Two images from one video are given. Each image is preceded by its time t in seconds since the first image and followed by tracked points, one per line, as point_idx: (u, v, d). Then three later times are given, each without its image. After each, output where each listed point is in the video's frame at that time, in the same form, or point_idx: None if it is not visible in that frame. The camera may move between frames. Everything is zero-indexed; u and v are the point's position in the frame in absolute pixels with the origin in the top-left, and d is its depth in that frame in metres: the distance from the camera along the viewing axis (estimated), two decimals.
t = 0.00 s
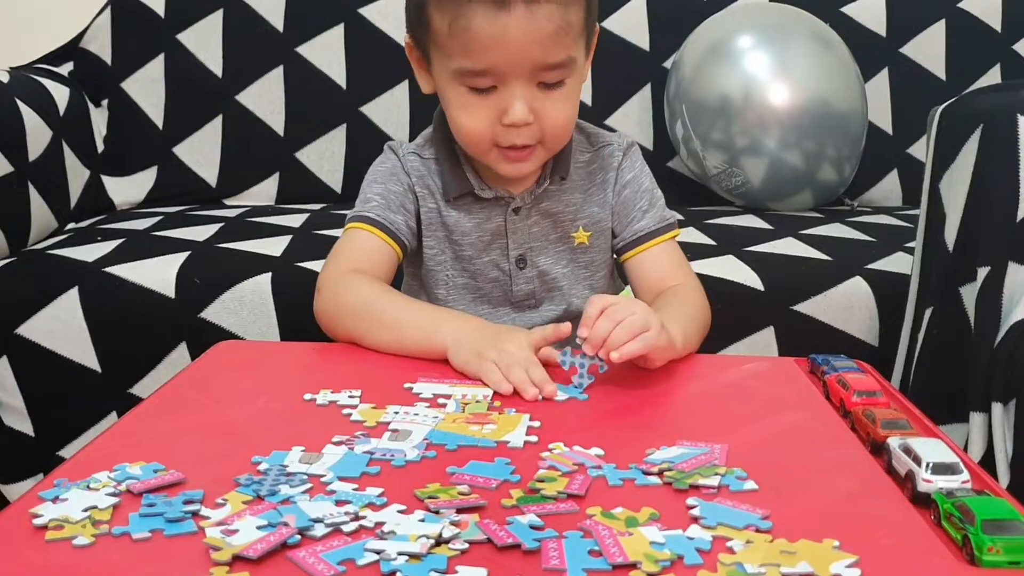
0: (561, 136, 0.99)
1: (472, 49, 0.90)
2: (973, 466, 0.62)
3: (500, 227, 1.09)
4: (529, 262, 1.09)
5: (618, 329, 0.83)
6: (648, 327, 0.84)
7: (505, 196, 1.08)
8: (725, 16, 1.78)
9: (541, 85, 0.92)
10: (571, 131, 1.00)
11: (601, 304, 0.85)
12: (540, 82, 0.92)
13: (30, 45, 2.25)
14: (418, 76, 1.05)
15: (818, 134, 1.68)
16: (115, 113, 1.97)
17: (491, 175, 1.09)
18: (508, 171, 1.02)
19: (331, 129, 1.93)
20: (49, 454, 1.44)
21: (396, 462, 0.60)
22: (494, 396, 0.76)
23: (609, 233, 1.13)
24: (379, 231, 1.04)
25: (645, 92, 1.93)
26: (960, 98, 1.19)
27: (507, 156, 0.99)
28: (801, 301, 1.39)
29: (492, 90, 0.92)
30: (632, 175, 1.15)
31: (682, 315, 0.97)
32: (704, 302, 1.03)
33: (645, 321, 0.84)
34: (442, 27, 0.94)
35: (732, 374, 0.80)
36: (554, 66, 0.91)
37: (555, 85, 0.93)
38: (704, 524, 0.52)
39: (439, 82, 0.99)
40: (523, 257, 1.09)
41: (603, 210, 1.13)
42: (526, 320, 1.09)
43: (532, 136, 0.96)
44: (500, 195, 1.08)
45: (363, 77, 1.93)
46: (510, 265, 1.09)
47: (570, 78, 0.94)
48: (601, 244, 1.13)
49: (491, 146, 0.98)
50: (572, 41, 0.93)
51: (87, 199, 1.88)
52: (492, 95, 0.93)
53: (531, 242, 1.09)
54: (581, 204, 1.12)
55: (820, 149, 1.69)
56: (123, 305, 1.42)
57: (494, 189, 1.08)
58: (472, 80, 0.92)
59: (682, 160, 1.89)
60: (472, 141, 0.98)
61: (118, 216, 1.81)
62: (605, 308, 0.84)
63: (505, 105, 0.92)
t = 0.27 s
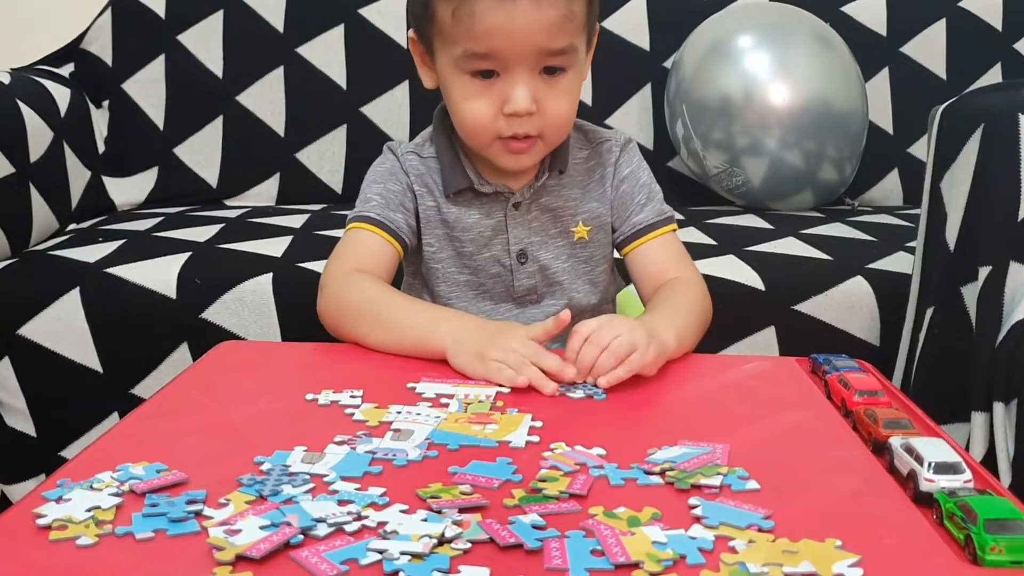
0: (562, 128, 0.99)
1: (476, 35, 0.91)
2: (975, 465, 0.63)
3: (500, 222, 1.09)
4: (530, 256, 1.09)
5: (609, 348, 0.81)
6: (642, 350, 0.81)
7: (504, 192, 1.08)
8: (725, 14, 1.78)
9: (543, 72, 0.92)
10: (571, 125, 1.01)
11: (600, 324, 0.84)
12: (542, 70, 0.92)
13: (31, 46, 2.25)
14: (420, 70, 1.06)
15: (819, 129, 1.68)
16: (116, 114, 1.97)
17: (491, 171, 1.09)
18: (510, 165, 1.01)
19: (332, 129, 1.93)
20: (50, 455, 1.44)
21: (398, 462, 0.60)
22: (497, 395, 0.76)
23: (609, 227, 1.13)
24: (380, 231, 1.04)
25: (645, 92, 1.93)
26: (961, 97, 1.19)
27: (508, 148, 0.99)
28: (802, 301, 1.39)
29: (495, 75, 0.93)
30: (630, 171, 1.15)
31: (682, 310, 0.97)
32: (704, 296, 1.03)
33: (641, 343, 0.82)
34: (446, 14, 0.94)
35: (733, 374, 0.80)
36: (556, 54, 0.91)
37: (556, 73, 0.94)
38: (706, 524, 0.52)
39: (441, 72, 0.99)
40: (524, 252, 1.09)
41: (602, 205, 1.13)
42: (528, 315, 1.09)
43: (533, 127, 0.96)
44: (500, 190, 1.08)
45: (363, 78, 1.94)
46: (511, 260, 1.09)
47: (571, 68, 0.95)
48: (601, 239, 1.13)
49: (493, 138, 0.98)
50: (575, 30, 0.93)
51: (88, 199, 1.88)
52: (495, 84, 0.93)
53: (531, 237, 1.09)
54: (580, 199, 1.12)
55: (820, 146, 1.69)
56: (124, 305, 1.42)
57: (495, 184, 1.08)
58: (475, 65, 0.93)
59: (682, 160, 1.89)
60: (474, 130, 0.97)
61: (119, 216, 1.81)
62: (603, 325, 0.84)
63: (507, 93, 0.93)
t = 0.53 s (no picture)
0: (563, 126, 0.99)
1: (480, 29, 0.91)
2: (975, 464, 0.63)
3: (503, 220, 1.08)
4: (532, 255, 1.09)
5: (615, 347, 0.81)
6: (649, 355, 0.81)
7: (506, 191, 1.08)
8: (728, 12, 1.79)
9: (545, 68, 0.93)
10: (572, 123, 1.01)
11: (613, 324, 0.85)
12: (545, 66, 0.92)
13: (30, 46, 2.25)
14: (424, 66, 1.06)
15: (820, 128, 1.68)
16: (115, 114, 1.97)
17: (492, 168, 1.09)
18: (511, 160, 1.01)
19: (331, 129, 1.93)
20: (50, 455, 1.44)
21: (398, 461, 0.60)
22: (497, 395, 0.76)
23: (610, 227, 1.13)
24: (380, 231, 1.04)
25: (644, 92, 1.93)
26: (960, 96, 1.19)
27: (509, 143, 0.99)
28: (802, 300, 1.39)
29: (498, 70, 0.93)
30: (630, 172, 1.15)
31: (679, 311, 0.97)
32: (701, 298, 1.03)
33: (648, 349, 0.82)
34: (451, 8, 0.94)
35: (733, 373, 0.80)
36: (560, 49, 0.91)
37: (559, 70, 0.94)
38: (706, 523, 0.52)
39: (445, 66, 0.99)
40: (527, 251, 1.09)
41: (603, 205, 1.13)
42: (530, 314, 1.09)
43: (534, 122, 0.96)
44: (502, 188, 1.08)
45: (362, 77, 1.94)
46: (514, 259, 1.08)
47: (574, 65, 0.95)
48: (602, 238, 1.13)
49: (494, 132, 0.98)
50: (579, 27, 0.93)
51: (87, 199, 1.88)
52: (497, 77, 0.93)
53: (533, 236, 1.09)
54: (582, 199, 1.12)
55: (821, 145, 1.69)
56: (123, 305, 1.42)
57: (496, 183, 1.08)
58: (479, 59, 0.93)
59: (682, 159, 1.89)
60: (476, 125, 0.97)
61: (118, 216, 1.81)
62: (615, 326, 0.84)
63: (510, 87, 0.93)
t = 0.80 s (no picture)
0: (563, 129, 0.99)
1: (482, 34, 0.90)
2: (973, 463, 0.63)
3: (502, 222, 1.08)
4: (532, 256, 1.09)
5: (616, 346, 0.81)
6: (650, 357, 0.81)
7: (505, 192, 1.08)
8: (728, 13, 1.78)
9: (545, 74, 0.92)
10: (572, 126, 1.01)
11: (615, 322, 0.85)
12: (545, 72, 0.92)
13: (27, 47, 2.24)
14: (423, 66, 1.05)
15: (819, 130, 1.68)
16: (113, 114, 1.96)
17: (491, 168, 1.09)
18: (509, 163, 1.01)
19: (329, 130, 1.93)
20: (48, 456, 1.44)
21: (396, 462, 0.60)
22: (495, 395, 0.76)
23: (609, 228, 1.13)
24: (378, 233, 1.04)
25: (643, 92, 1.93)
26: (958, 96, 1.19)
27: (508, 146, 0.99)
28: (800, 300, 1.39)
29: (498, 76, 0.92)
30: (628, 173, 1.15)
31: (677, 311, 0.97)
32: (699, 296, 1.03)
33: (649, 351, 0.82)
34: (451, 12, 0.93)
35: (732, 373, 0.80)
36: (561, 56, 0.91)
37: (558, 76, 0.94)
38: (705, 523, 0.52)
39: (444, 69, 0.99)
40: (526, 252, 1.09)
41: (602, 207, 1.13)
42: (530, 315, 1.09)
43: (533, 127, 0.96)
44: (501, 190, 1.08)
45: (361, 77, 1.93)
46: (513, 260, 1.08)
47: (574, 71, 0.95)
48: (601, 240, 1.13)
49: (493, 135, 0.98)
50: (579, 33, 0.93)
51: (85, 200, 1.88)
52: (498, 82, 0.93)
53: (533, 237, 1.09)
54: (581, 201, 1.12)
55: (820, 146, 1.69)
56: (122, 306, 1.42)
57: (495, 184, 1.08)
58: (479, 66, 0.92)
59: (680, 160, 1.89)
60: (476, 129, 0.98)
61: (116, 217, 1.81)
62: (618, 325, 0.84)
63: (509, 92, 0.93)
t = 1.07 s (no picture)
0: (560, 131, 1.00)
1: (479, 38, 0.91)
2: (972, 463, 0.63)
3: (500, 223, 1.09)
4: (530, 257, 1.09)
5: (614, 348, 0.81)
6: (651, 357, 0.81)
7: (503, 194, 1.08)
8: (725, 14, 1.79)
9: (541, 77, 0.93)
10: (569, 127, 1.01)
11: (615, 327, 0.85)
12: (542, 75, 0.93)
13: (27, 48, 2.24)
14: (420, 68, 1.06)
15: (816, 132, 1.68)
16: (113, 115, 1.96)
17: (488, 170, 1.09)
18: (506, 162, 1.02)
19: (329, 131, 1.93)
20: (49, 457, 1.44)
21: (396, 462, 0.60)
22: (495, 396, 0.76)
23: (606, 228, 1.13)
24: (377, 235, 1.04)
25: (642, 93, 1.94)
26: (956, 97, 1.19)
27: (504, 147, 0.99)
28: (799, 301, 1.39)
29: (494, 78, 0.93)
30: (625, 173, 1.15)
31: (675, 310, 0.97)
32: (697, 296, 1.03)
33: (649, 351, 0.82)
34: (448, 15, 0.94)
35: (731, 373, 0.80)
36: (557, 60, 0.92)
37: (554, 79, 0.94)
38: (704, 523, 0.52)
39: (441, 71, 0.99)
40: (524, 253, 1.09)
41: (599, 207, 1.13)
42: (528, 317, 1.09)
43: (530, 129, 0.97)
44: (498, 191, 1.08)
45: (360, 79, 1.94)
46: (511, 262, 1.08)
47: (571, 74, 0.95)
48: (598, 240, 1.13)
49: (490, 137, 0.98)
50: (576, 36, 0.93)
51: (85, 201, 1.88)
52: (494, 85, 0.93)
53: (531, 238, 1.09)
54: (578, 201, 1.13)
55: (817, 147, 1.69)
56: (122, 307, 1.42)
57: (493, 186, 1.08)
58: (475, 69, 0.93)
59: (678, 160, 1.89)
60: (472, 131, 0.98)
61: (116, 218, 1.81)
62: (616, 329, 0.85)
63: (505, 95, 0.93)
